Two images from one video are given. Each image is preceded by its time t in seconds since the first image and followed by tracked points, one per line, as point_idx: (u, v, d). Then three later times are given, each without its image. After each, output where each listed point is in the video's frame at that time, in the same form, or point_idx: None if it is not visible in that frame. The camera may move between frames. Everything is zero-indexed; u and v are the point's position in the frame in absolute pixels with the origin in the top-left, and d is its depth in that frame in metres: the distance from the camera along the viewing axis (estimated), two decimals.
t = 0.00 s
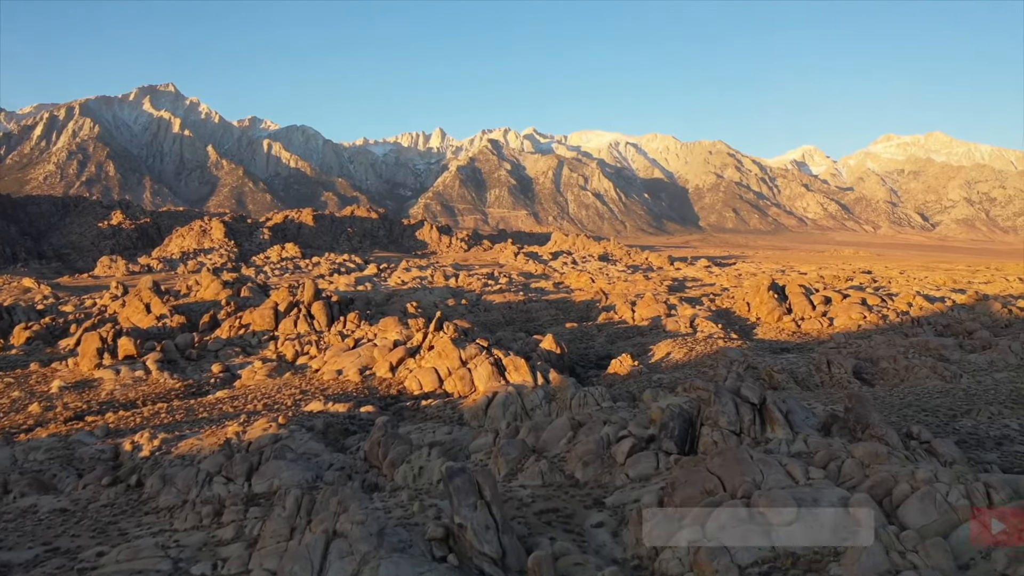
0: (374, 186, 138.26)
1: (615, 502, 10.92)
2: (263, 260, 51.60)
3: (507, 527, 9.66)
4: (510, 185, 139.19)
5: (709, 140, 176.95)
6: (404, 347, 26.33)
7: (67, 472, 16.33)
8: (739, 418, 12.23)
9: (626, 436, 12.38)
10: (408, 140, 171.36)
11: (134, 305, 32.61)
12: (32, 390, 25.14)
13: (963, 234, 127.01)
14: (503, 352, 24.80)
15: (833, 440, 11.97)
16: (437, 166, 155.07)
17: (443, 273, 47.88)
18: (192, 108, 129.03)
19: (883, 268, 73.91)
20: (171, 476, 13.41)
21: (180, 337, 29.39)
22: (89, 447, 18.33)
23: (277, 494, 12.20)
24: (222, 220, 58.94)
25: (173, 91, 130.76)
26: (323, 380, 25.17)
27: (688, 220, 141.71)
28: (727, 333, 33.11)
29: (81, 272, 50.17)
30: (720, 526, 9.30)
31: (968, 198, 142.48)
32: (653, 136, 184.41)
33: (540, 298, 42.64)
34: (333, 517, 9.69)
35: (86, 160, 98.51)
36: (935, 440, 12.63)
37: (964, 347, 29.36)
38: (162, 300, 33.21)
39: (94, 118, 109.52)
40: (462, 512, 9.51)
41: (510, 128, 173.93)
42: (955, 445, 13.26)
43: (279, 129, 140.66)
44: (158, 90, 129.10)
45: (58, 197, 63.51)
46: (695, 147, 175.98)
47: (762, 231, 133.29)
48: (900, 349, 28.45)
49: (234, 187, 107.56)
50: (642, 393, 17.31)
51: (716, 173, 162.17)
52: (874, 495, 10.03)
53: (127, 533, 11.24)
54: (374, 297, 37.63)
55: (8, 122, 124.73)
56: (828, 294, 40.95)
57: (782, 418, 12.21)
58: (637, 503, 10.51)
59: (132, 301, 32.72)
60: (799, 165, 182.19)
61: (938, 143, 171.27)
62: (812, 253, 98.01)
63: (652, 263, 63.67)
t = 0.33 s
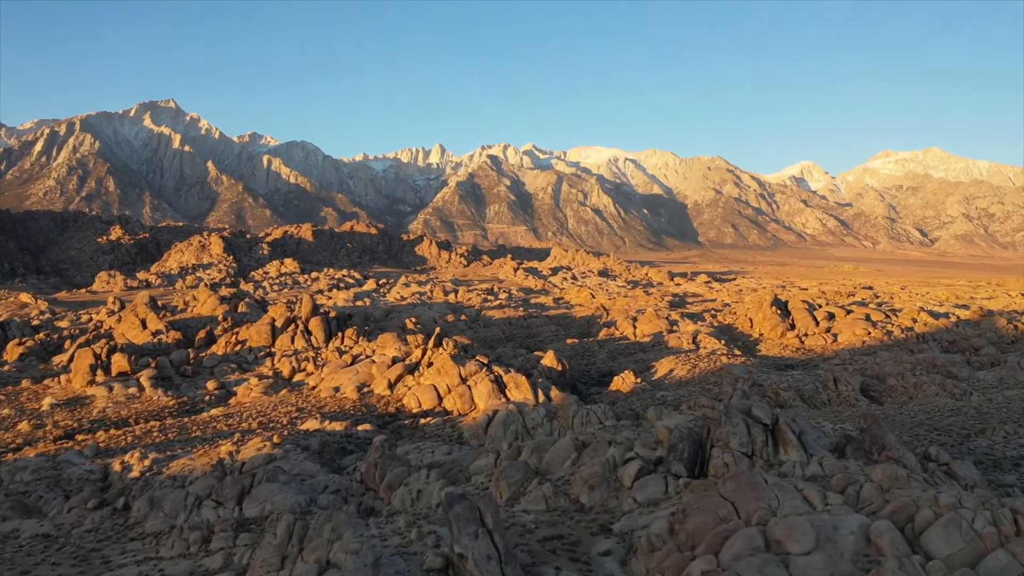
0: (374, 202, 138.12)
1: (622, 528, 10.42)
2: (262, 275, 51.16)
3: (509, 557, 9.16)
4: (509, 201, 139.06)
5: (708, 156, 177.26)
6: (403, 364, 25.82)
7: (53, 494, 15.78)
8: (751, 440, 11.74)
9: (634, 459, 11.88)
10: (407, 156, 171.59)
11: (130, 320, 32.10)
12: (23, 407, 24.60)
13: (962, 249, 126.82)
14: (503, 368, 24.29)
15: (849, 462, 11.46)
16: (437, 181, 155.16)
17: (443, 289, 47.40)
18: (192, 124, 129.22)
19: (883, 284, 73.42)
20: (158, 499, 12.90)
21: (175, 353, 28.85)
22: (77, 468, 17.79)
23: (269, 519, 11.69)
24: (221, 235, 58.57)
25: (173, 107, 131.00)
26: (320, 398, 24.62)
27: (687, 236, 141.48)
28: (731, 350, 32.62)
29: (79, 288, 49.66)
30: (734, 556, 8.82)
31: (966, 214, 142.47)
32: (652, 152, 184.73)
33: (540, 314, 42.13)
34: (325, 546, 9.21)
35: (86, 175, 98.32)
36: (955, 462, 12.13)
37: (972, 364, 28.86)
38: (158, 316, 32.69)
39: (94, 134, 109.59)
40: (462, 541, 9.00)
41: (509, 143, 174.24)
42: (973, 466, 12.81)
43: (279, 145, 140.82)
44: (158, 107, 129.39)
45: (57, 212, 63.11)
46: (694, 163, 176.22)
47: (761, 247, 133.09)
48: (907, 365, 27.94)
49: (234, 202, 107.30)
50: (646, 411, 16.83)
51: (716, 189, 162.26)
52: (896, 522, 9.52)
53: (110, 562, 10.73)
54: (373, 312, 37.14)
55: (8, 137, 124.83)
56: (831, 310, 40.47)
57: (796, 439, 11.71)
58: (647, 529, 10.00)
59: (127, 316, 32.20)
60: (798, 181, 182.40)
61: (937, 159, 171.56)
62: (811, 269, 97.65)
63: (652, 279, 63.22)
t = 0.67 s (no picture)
0: (373, 219, 138.00)
1: (631, 558, 9.89)
2: (260, 292, 50.71)
3: None
4: (509, 219, 139.01)
5: (706, 174, 177.54)
6: (401, 383, 25.26)
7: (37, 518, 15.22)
8: (765, 464, 11.22)
9: (643, 485, 11.37)
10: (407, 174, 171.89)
11: (124, 338, 31.55)
12: (11, 427, 23.97)
13: (962, 267, 126.77)
14: (504, 388, 23.75)
15: (869, 489, 10.93)
16: (436, 199, 155.29)
17: (442, 307, 46.91)
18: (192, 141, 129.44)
19: (884, 301, 72.84)
20: (144, 526, 12.36)
21: (169, 372, 28.26)
22: (63, 490, 17.21)
23: (258, 549, 11.16)
24: (219, 252, 58.22)
25: (174, 124, 131.29)
26: (316, 418, 24.04)
27: (687, 254, 141.34)
28: (734, 368, 32.10)
29: (77, 305, 49.14)
30: None
31: (965, 231, 142.62)
32: (651, 169, 185.03)
33: (540, 332, 41.63)
34: None
35: (86, 193, 98.09)
36: (980, 489, 11.60)
37: (981, 384, 28.36)
38: (154, 333, 32.14)
39: (95, 151, 109.63)
40: None
41: (509, 161, 174.61)
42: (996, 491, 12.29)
43: (279, 162, 141.00)
44: (159, 124, 129.68)
45: (57, 228, 62.68)
46: (693, 181, 176.51)
47: (760, 265, 132.99)
48: (915, 385, 27.40)
49: (233, 219, 107.09)
50: (652, 433, 16.31)
51: (715, 207, 162.37)
52: (922, 553, 8.98)
53: None
54: (372, 330, 36.62)
55: (9, 154, 124.89)
56: (835, 327, 39.99)
57: (812, 464, 11.19)
58: (658, 561, 9.49)
59: (122, 333, 31.65)
60: (796, 198, 182.67)
61: (934, 177, 172.02)
62: (811, 286, 97.35)
63: (652, 296, 62.79)
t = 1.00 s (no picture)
0: (372, 237, 137.76)
1: None
2: (258, 310, 50.19)
3: None
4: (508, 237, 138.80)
5: (705, 192, 177.75)
6: (399, 403, 24.68)
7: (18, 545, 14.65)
8: (781, 491, 10.70)
9: (653, 512, 10.83)
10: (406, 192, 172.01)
11: (119, 356, 30.94)
12: None
13: (961, 285, 126.60)
14: (504, 408, 23.17)
15: (891, 517, 10.40)
16: (435, 217, 155.27)
17: (441, 324, 46.38)
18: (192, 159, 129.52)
19: (885, 319, 72.33)
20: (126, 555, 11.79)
21: (163, 391, 27.62)
22: (46, 515, 16.61)
23: None
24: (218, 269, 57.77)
25: (174, 142, 131.37)
26: (312, 439, 23.42)
27: (686, 272, 141.07)
28: (739, 388, 31.51)
29: (75, 322, 48.56)
30: None
31: (963, 249, 142.57)
32: (649, 188, 185.19)
33: (540, 350, 41.08)
34: None
35: (86, 211, 97.80)
36: (1006, 516, 11.07)
37: (990, 404, 27.80)
38: (149, 351, 31.54)
39: (95, 169, 109.56)
40: None
41: (508, 180, 174.81)
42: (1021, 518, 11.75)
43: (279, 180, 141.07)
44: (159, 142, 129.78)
45: (55, 246, 62.23)
46: (691, 199, 176.63)
47: (759, 282, 132.76)
48: (924, 405, 26.83)
49: (233, 237, 106.71)
50: (658, 454, 15.76)
51: (714, 225, 162.37)
52: None
53: None
54: (370, 348, 36.06)
55: (9, 172, 124.76)
56: (839, 346, 39.43)
57: (830, 490, 10.66)
58: None
59: (116, 351, 31.04)
60: (795, 216, 182.74)
61: (932, 195, 172.30)
62: (811, 305, 96.86)
63: (651, 314, 62.29)
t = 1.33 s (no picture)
0: (371, 254, 137.53)
1: None
2: (257, 326, 49.75)
3: None
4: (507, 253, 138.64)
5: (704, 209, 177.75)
6: (398, 421, 24.17)
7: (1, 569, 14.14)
8: (797, 516, 10.22)
9: (662, 537, 10.35)
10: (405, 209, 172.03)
11: (114, 373, 30.42)
12: None
13: (960, 302, 126.41)
14: (505, 426, 22.64)
15: (912, 543, 9.92)
16: (435, 233, 155.20)
17: (440, 341, 45.90)
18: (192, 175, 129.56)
19: (886, 336, 71.90)
20: None
21: (157, 408, 27.07)
22: (32, 536, 16.09)
23: None
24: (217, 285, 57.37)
25: (174, 159, 131.51)
26: (308, 457, 22.89)
27: (686, 288, 140.77)
28: (742, 405, 30.99)
29: (72, 338, 48.09)
30: None
31: (962, 266, 142.52)
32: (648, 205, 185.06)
33: (540, 367, 40.58)
34: None
35: (85, 227, 97.53)
36: None
37: (998, 421, 27.31)
38: (144, 368, 31.03)
39: (95, 185, 109.50)
40: None
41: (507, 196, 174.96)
42: None
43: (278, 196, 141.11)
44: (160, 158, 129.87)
45: (54, 262, 61.85)
46: (691, 215, 176.59)
47: (759, 299, 132.57)
48: (932, 423, 26.31)
49: (233, 253, 106.42)
50: (663, 474, 15.27)
51: (713, 242, 162.28)
52: None
53: None
54: (368, 365, 35.56)
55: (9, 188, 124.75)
56: (843, 363, 38.93)
57: (849, 515, 10.19)
58: None
59: (112, 368, 30.51)
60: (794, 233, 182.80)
61: (931, 212, 172.48)
62: (811, 321, 96.46)
63: (651, 330, 61.83)
